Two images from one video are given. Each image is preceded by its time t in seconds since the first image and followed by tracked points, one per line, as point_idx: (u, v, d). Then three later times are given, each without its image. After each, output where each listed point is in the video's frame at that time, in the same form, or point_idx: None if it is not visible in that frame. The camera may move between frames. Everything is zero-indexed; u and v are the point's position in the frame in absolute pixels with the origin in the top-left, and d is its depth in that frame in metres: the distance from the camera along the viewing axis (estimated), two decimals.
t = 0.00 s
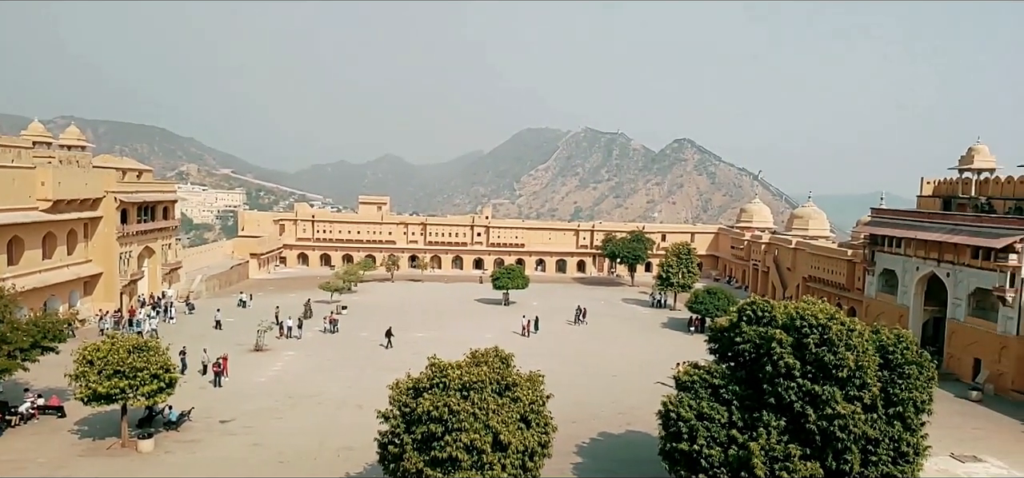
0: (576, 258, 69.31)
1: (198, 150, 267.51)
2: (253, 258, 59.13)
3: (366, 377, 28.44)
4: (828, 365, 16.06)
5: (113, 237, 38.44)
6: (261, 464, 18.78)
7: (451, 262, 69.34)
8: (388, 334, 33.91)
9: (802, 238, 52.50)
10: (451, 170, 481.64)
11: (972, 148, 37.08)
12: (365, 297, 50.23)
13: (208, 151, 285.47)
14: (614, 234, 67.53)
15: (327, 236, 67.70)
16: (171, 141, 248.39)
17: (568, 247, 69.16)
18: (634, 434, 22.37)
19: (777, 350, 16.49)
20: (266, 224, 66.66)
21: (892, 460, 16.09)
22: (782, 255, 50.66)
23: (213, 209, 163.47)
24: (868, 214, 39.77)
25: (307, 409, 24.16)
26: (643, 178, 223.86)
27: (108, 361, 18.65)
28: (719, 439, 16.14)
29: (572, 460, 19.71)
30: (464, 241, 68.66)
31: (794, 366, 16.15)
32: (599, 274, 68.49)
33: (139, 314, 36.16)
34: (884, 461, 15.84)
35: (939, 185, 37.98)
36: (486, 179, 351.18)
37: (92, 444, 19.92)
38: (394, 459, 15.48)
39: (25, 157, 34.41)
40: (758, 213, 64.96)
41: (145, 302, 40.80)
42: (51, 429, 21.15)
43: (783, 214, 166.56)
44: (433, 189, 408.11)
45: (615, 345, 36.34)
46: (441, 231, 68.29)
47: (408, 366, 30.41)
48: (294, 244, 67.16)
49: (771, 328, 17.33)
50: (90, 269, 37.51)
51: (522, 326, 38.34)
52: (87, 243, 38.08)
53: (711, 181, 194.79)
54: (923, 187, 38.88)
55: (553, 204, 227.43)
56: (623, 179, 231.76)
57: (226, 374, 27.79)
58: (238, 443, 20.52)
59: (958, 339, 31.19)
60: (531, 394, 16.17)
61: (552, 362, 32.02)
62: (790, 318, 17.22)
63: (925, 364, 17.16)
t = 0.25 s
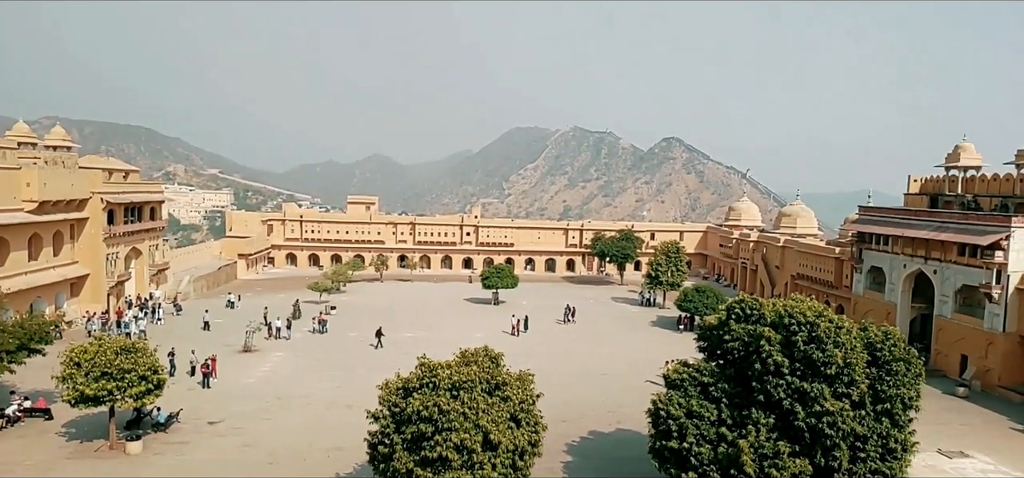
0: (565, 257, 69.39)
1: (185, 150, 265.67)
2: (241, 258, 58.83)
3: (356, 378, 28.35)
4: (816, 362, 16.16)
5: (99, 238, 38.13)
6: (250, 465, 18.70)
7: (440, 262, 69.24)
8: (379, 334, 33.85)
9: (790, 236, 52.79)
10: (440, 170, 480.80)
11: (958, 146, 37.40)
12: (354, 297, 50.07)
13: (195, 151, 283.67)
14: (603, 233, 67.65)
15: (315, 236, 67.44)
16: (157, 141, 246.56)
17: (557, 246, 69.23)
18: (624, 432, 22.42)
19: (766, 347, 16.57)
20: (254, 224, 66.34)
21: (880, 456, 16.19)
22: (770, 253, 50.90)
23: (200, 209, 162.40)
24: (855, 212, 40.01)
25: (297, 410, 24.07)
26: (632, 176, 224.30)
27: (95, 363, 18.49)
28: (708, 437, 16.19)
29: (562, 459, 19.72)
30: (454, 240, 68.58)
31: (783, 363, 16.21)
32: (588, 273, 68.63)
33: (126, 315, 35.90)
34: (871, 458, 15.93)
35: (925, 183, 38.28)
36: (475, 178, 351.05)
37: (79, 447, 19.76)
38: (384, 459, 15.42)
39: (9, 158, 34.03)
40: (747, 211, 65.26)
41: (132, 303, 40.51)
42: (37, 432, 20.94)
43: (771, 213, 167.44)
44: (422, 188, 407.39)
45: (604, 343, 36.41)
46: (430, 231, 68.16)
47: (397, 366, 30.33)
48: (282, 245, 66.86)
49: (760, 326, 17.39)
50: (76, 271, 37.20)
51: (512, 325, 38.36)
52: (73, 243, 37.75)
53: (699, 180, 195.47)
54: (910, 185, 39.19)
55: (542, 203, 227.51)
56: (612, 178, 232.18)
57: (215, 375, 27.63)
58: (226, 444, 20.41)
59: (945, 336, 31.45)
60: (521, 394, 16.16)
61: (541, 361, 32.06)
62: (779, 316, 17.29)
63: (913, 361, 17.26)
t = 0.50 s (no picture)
0: (555, 256, 69.46)
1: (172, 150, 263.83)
2: (229, 259, 58.53)
3: (346, 378, 28.27)
4: (805, 358, 16.25)
5: (86, 240, 37.83)
6: (240, 466, 18.61)
7: (430, 261, 69.11)
8: (369, 334, 33.78)
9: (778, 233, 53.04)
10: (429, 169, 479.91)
11: (944, 143, 37.68)
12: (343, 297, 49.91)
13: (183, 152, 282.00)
14: (593, 231, 67.75)
15: (304, 236, 67.16)
16: (144, 141, 244.74)
17: (547, 245, 69.28)
18: (615, 430, 22.46)
19: (755, 344, 16.66)
20: (242, 224, 66.02)
21: (868, 452, 16.26)
22: (759, 251, 51.13)
23: (187, 210, 161.31)
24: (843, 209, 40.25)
25: (286, 410, 23.97)
26: (622, 175, 224.68)
27: (82, 365, 18.34)
28: (699, 434, 16.25)
29: (553, 457, 19.74)
30: (444, 240, 68.48)
31: (772, 360, 16.30)
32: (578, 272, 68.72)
33: (114, 317, 35.64)
34: (860, 453, 16.01)
35: (912, 180, 38.54)
36: (464, 177, 350.84)
37: (67, 450, 19.60)
38: (374, 460, 15.39)
39: None
40: (735, 209, 65.54)
41: (119, 305, 40.23)
42: (24, 435, 20.76)
43: (760, 211, 168.16)
44: (411, 188, 406.47)
45: (595, 341, 36.46)
46: (420, 230, 68.04)
47: (388, 366, 30.25)
48: (270, 245, 66.56)
49: (749, 323, 17.48)
50: (62, 272, 36.90)
51: (503, 324, 38.36)
52: (59, 245, 37.43)
53: (688, 179, 196.09)
54: (897, 182, 39.45)
55: (532, 202, 227.55)
56: (601, 177, 232.42)
57: (204, 376, 27.46)
58: (216, 445, 20.30)
59: (931, 332, 31.71)
60: (512, 392, 16.16)
61: (532, 360, 32.06)
62: (767, 313, 17.39)
63: (900, 357, 17.38)
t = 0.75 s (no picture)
0: (544, 255, 69.53)
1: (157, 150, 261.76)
2: (216, 259, 58.18)
3: (334, 378, 28.19)
4: (792, 355, 16.36)
5: (70, 240, 37.50)
6: (228, 468, 18.52)
7: (418, 261, 68.97)
8: (359, 334, 33.69)
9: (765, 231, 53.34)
10: (417, 168, 478.71)
11: (928, 142, 38.03)
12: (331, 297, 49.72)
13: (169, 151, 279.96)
14: (581, 230, 67.86)
15: (291, 236, 66.84)
16: (129, 141, 242.63)
17: (536, 244, 69.34)
18: (604, 428, 22.52)
19: (743, 341, 16.75)
20: (228, 224, 65.63)
21: (855, 447, 16.37)
22: (746, 249, 51.37)
23: (173, 210, 160.09)
24: (829, 207, 40.51)
25: (274, 411, 23.86)
26: (610, 174, 225.09)
27: (67, 367, 18.17)
28: (687, 431, 16.32)
29: (542, 456, 19.76)
30: (432, 239, 68.36)
31: (760, 357, 16.40)
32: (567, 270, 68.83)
33: (99, 318, 35.34)
34: (847, 449, 16.11)
35: (896, 178, 38.87)
36: (453, 176, 350.42)
37: (52, 453, 19.43)
38: (364, 459, 15.35)
39: None
40: (722, 208, 65.85)
41: (104, 306, 39.89)
42: (8, 438, 20.55)
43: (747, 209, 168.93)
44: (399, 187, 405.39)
45: (583, 340, 36.52)
46: (408, 229, 67.89)
47: (377, 366, 30.16)
48: (257, 245, 66.22)
49: (736, 320, 17.58)
50: (46, 273, 36.56)
51: (492, 323, 38.37)
52: (42, 246, 37.06)
53: (676, 177, 196.74)
54: (882, 180, 39.76)
55: (520, 201, 227.54)
56: (589, 176, 232.75)
57: (191, 378, 27.29)
58: (203, 447, 20.18)
59: (916, 328, 31.99)
60: (501, 391, 16.15)
61: (521, 358, 32.09)
62: (755, 311, 17.49)
63: (886, 353, 17.52)
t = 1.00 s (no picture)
0: (532, 253, 69.55)
1: (142, 149, 259.54)
2: (201, 259, 57.77)
3: (322, 378, 28.06)
4: (778, 352, 16.45)
5: (52, 240, 37.11)
6: (214, 468, 18.40)
7: (406, 260, 68.78)
8: (347, 333, 33.57)
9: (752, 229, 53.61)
10: (404, 167, 477.50)
11: (911, 140, 38.35)
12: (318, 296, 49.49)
13: (154, 150, 277.64)
14: (569, 229, 67.92)
15: (278, 235, 66.46)
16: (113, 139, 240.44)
17: (524, 243, 69.36)
18: (593, 426, 22.55)
19: (729, 339, 16.81)
20: (214, 224, 65.18)
21: (840, 443, 16.47)
22: (733, 247, 51.59)
23: (158, 210, 158.76)
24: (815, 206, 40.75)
25: (261, 412, 23.73)
26: (598, 172, 225.44)
27: (50, 368, 17.98)
28: (675, 428, 16.36)
29: (530, 454, 19.77)
30: (420, 238, 68.20)
31: (746, 355, 16.47)
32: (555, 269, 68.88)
33: (83, 318, 35.00)
34: (833, 445, 16.21)
35: (881, 177, 39.15)
36: (441, 175, 349.88)
37: (35, 455, 19.22)
38: (351, 460, 15.28)
39: None
40: (710, 206, 66.12)
41: (88, 306, 39.51)
42: None
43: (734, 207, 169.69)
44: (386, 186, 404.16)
45: (571, 338, 36.56)
46: (395, 229, 67.69)
47: (364, 366, 30.04)
48: (243, 245, 65.82)
49: (723, 318, 17.64)
50: (28, 274, 36.17)
51: (480, 322, 38.34)
52: (25, 246, 36.65)
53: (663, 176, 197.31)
54: (867, 179, 40.04)
55: (508, 200, 227.45)
56: (576, 175, 233.01)
57: (176, 378, 27.07)
58: (189, 448, 20.03)
59: (901, 325, 32.24)
60: (490, 390, 16.13)
61: (510, 357, 32.07)
62: (742, 308, 17.56)
63: (871, 350, 17.65)
